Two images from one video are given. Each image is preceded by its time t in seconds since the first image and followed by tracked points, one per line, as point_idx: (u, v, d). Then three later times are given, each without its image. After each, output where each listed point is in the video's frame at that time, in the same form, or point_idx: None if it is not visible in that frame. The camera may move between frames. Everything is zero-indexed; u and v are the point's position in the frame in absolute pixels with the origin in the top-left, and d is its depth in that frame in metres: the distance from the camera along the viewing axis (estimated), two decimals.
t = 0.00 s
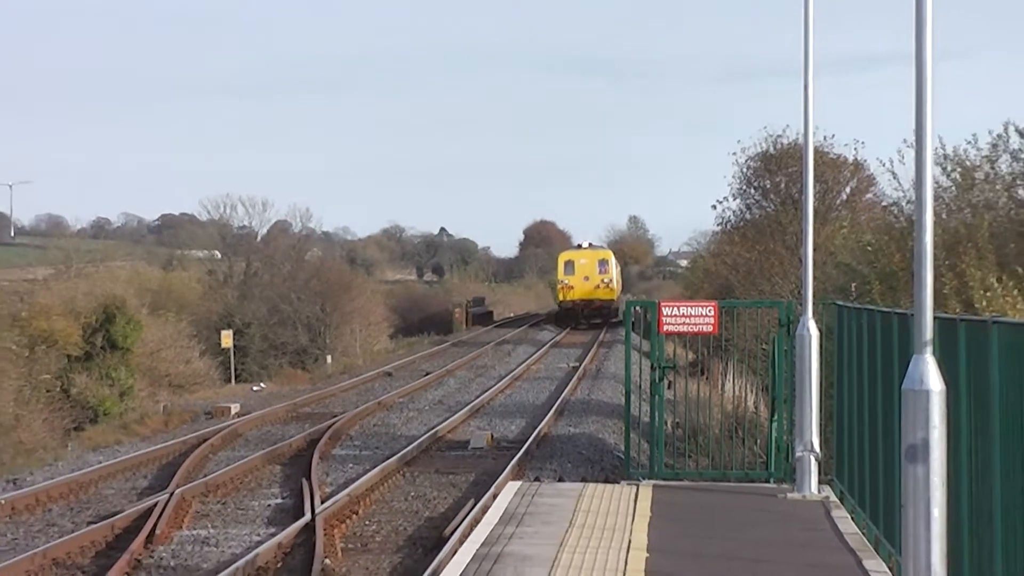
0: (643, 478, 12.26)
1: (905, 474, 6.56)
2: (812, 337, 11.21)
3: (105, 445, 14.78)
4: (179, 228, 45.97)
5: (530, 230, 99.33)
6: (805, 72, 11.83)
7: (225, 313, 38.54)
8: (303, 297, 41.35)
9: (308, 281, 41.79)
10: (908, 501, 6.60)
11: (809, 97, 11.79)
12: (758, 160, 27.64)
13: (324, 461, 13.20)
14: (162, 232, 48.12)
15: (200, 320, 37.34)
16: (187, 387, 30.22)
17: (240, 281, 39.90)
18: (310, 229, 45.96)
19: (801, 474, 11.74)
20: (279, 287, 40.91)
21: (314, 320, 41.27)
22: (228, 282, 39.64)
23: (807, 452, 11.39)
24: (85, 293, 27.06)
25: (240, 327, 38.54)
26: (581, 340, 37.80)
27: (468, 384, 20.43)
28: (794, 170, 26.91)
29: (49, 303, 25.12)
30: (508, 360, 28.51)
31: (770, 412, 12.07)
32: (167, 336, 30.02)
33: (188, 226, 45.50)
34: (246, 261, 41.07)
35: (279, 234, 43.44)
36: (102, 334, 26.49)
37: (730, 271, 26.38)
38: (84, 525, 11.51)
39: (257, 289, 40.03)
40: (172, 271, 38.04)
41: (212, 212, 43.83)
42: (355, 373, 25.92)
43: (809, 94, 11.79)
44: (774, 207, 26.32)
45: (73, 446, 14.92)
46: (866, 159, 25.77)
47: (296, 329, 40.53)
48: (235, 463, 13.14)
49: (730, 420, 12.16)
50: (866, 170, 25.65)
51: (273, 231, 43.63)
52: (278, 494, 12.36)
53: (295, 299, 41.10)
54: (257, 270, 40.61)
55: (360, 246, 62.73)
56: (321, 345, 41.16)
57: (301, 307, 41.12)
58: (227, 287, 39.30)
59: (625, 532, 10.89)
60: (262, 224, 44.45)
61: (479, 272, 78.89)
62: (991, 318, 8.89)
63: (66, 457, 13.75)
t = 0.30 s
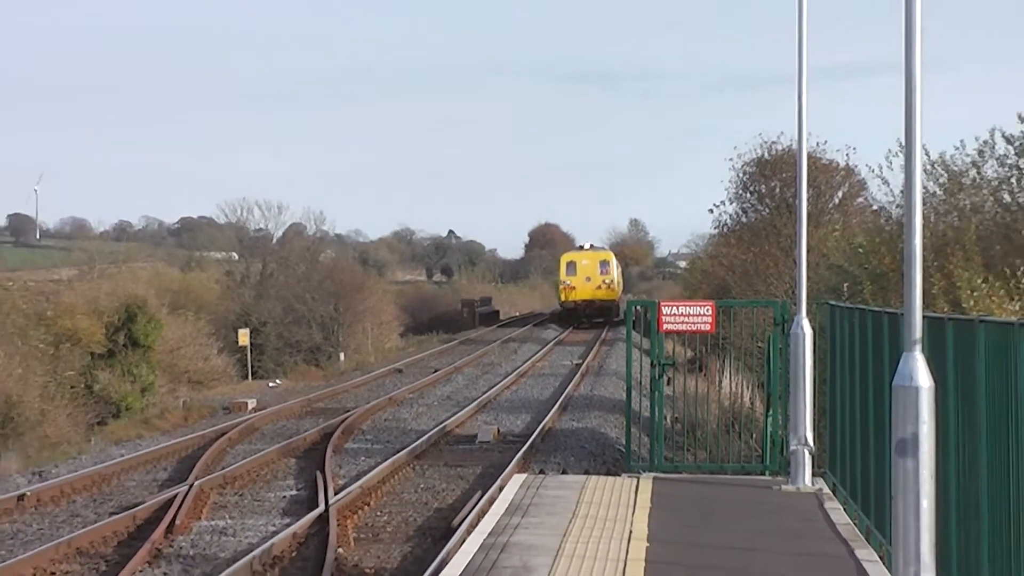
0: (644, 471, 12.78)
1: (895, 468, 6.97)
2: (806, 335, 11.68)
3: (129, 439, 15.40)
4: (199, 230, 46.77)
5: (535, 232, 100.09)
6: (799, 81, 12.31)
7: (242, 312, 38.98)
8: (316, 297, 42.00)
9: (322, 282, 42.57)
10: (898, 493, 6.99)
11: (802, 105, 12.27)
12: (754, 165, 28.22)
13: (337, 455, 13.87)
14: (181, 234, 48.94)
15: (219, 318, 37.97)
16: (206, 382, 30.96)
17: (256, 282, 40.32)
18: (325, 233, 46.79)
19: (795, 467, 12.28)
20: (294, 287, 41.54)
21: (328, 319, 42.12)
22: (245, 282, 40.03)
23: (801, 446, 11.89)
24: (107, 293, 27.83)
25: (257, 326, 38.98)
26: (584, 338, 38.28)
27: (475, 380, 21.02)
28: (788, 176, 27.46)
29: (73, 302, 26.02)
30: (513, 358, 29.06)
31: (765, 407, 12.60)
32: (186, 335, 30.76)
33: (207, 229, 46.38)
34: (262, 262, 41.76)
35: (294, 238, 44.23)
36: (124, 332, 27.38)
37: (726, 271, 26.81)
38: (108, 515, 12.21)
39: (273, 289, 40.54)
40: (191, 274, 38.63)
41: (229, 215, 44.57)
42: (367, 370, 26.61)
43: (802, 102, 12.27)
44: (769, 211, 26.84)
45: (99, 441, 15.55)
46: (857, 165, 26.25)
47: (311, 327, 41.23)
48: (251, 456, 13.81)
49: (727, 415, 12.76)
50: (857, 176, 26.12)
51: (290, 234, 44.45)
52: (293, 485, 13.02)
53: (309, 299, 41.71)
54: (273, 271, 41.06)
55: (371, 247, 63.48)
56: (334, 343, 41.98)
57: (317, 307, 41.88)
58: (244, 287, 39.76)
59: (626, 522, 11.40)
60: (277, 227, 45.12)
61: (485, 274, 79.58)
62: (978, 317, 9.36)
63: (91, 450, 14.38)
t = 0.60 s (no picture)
0: (642, 463, 13.36)
1: (885, 462, 7.23)
2: (798, 334, 12.14)
3: (148, 434, 16.03)
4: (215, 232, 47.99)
5: (538, 235, 100.96)
6: (791, 90, 12.80)
7: (257, 312, 40.22)
8: (329, 297, 43.21)
9: (333, 282, 43.72)
10: (887, 486, 7.26)
11: (795, 113, 12.77)
12: (748, 171, 28.86)
13: (348, 448, 14.50)
14: (197, 237, 50.12)
15: (235, 316, 39.16)
16: (222, 378, 32.74)
17: (271, 282, 41.65)
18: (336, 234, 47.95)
19: (788, 460, 12.81)
20: (307, 287, 42.76)
21: (340, 318, 43.16)
22: (260, 283, 41.36)
23: (794, 440, 12.38)
24: (129, 293, 29.33)
25: (271, 325, 40.29)
26: (584, 336, 38.77)
27: (481, 376, 21.61)
28: (781, 180, 27.99)
29: (95, 302, 27.37)
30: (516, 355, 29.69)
31: (760, 404, 13.10)
32: (203, 334, 32.52)
33: (222, 230, 47.56)
34: (276, 262, 42.87)
35: (307, 240, 45.38)
36: (144, 330, 28.64)
37: (722, 273, 27.34)
38: (128, 506, 12.85)
39: (287, 289, 41.80)
40: (208, 274, 40.10)
41: (245, 217, 45.83)
42: (375, 368, 27.38)
43: (795, 111, 12.78)
44: (763, 214, 27.35)
45: (120, 436, 16.16)
46: (848, 169, 26.80)
47: (323, 326, 42.51)
48: (266, 450, 14.48)
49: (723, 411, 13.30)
50: (848, 180, 26.65)
51: (302, 236, 45.66)
52: (307, 478, 13.66)
53: (322, 299, 42.92)
54: (286, 272, 42.28)
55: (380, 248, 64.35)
56: (346, 341, 43.23)
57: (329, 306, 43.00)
58: (259, 287, 40.99)
59: (626, 514, 11.90)
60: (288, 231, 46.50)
61: (490, 274, 80.36)
62: (965, 316, 9.85)
63: (112, 444, 15.08)
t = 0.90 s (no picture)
0: (642, 456, 13.92)
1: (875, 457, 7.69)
2: (792, 332, 12.61)
3: (166, 428, 16.60)
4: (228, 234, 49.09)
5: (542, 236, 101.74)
6: (784, 98, 13.31)
7: (272, 311, 41.22)
8: (340, 297, 44.23)
9: (345, 282, 44.79)
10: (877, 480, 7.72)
11: (788, 121, 13.27)
12: (743, 175, 29.41)
13: (358, 442, 15.11)
14: (212, 239, 51.27)
15: (249, 316, 40.14)
16: (238, 375, 33.92)
17: (284, 282, 42.73)
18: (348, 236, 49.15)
19: (782, 453, 13.34)
20: (320, 287, 43.88)
21: (351, 317, 44.13)
22: (274, 282, 42.45)
23: (787, 434, 12.88)
24: (147, 293, 30.02)
25: (285, 323, 41.15)
26: (585, 335, 39.25)
27: (486, 373, 22.18)
28: (775, 184, 28.53)
29: (116, 301, 28.09)
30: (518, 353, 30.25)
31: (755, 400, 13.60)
32: (219, 333, 33.32)
33: (235, 232, 48.69)
34: (289, 263, 43.94)
35: (318, 242, 46.38)
36: (162, 329, 29.33)
37: (718, 274, 27.86)
38: (147, 498, 13.51)
39: (301, 288, 42.86)
40: (223, 274, 41.38)
41: (259, 220, 47.03)
42: (384, 365, 28.06)
43: (788, 118, 13.28)
44: (758, 217, 27.85)
45: (139, 431, 16.75)
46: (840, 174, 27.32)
47: (335, 324, 43.45)
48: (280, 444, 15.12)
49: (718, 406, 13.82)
50: (840, 184, 27.16)
51: (314, 237, 46.72)
52: (319, 471, 14.29)
53: (333, 299, 43.98)
54: (300, 273, 43.39)
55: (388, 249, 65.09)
56: (356, 339, 44.20)
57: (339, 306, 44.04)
58: (273, 287, 42.07)
59: (625, 506, 12.40)
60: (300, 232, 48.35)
61: (495, 274, 80.96)
62: (950, 316, 10.35)
63: (131, 439, 15.73)
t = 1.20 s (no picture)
0: (644, 450, 14.48)
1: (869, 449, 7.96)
2: (789, 330, 13.08)
3: (186, 422, 17.30)
4: (246, 237, 50.99)
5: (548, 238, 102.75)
6: (782, 103, 13.81)
7: (287, 310, 42.27)
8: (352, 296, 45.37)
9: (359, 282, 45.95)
10: (872, 472, 7.99)
11: (786, 127, 13.78)
12: (741, 179, 29.93)
13: (371, 436, 15.70)
14: (231, 240, 53.09)
15: (265, 315, 41.30)
16: (255, 372, 36.05)
17: (300, 282, 43.84)
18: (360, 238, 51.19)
19: (779, 446, 13.88)
20: (333, 287, 45.07)
21: (364, 317, 45.26)
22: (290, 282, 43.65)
23: (785, 428, 13.37)
24: (169, 293, 31.93)
25: (300, 322, 42.24)
26: (588, 332, 39.76)
27: (494, 369, 22.79)
28: (772, 188, 29.07)
29: (137, 300, 29.71)
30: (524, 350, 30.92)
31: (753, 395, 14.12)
32: (240, 329, 35.78)
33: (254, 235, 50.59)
34: (305, 265, 45.10)
35: (332, 243, 47.70)
36: (183, 326, 31.46)
37: (716, 275, 28.40)
38: (167, 490, 14.18)
39: (315, 288, 44.12)
40: (242, 275, 42.98)
41: (275, 223, 49.31)
42: (395, 361, 28.87)
43: (786, 124, 13.78)
44: (756, 219, 28.35)
45: (160, 426, 17.43)
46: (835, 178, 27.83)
47: (349, 323, 44.58)
48: (296, 437, 15.79)
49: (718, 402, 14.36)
50: (834, 188, 27.68)
51: (328, 238, 48.28)
52: (333, 463, 14.94)
53: (347, 298, 45.11)
54: (314, 273, 44.72)
55: (399, 248, 66.04)
56: (370, 337, 45.24)
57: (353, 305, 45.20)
58: (288, 287, 43.22)
59: (628, 497, 12.93)
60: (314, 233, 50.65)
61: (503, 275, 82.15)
62: (940, 315, 10.86)
63: (153, 434, 16.44)
